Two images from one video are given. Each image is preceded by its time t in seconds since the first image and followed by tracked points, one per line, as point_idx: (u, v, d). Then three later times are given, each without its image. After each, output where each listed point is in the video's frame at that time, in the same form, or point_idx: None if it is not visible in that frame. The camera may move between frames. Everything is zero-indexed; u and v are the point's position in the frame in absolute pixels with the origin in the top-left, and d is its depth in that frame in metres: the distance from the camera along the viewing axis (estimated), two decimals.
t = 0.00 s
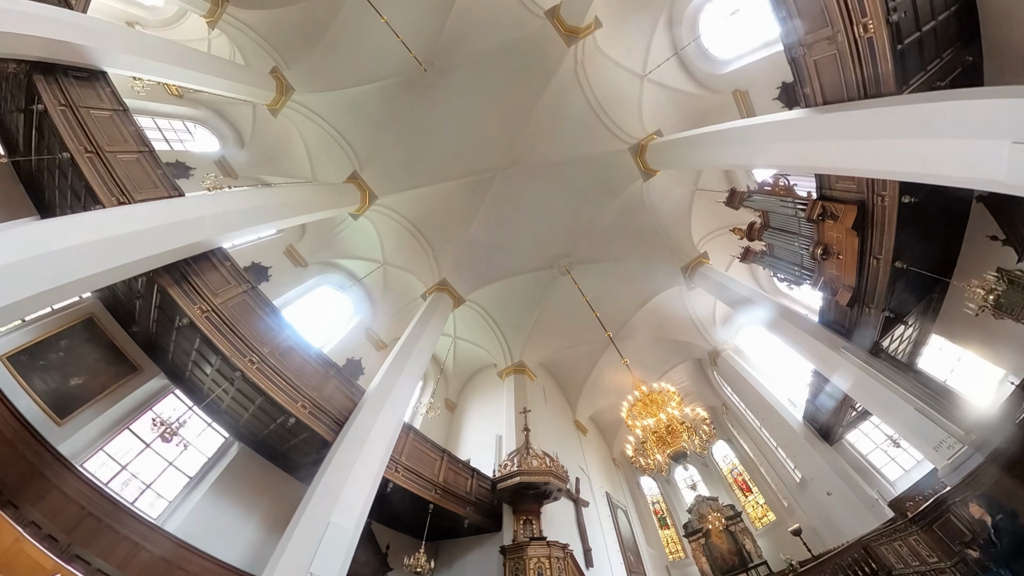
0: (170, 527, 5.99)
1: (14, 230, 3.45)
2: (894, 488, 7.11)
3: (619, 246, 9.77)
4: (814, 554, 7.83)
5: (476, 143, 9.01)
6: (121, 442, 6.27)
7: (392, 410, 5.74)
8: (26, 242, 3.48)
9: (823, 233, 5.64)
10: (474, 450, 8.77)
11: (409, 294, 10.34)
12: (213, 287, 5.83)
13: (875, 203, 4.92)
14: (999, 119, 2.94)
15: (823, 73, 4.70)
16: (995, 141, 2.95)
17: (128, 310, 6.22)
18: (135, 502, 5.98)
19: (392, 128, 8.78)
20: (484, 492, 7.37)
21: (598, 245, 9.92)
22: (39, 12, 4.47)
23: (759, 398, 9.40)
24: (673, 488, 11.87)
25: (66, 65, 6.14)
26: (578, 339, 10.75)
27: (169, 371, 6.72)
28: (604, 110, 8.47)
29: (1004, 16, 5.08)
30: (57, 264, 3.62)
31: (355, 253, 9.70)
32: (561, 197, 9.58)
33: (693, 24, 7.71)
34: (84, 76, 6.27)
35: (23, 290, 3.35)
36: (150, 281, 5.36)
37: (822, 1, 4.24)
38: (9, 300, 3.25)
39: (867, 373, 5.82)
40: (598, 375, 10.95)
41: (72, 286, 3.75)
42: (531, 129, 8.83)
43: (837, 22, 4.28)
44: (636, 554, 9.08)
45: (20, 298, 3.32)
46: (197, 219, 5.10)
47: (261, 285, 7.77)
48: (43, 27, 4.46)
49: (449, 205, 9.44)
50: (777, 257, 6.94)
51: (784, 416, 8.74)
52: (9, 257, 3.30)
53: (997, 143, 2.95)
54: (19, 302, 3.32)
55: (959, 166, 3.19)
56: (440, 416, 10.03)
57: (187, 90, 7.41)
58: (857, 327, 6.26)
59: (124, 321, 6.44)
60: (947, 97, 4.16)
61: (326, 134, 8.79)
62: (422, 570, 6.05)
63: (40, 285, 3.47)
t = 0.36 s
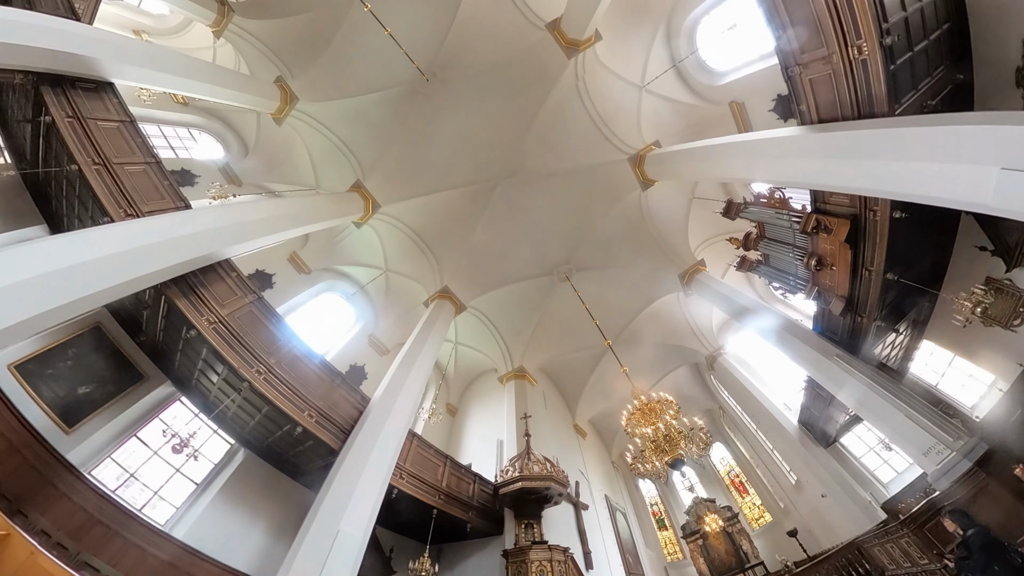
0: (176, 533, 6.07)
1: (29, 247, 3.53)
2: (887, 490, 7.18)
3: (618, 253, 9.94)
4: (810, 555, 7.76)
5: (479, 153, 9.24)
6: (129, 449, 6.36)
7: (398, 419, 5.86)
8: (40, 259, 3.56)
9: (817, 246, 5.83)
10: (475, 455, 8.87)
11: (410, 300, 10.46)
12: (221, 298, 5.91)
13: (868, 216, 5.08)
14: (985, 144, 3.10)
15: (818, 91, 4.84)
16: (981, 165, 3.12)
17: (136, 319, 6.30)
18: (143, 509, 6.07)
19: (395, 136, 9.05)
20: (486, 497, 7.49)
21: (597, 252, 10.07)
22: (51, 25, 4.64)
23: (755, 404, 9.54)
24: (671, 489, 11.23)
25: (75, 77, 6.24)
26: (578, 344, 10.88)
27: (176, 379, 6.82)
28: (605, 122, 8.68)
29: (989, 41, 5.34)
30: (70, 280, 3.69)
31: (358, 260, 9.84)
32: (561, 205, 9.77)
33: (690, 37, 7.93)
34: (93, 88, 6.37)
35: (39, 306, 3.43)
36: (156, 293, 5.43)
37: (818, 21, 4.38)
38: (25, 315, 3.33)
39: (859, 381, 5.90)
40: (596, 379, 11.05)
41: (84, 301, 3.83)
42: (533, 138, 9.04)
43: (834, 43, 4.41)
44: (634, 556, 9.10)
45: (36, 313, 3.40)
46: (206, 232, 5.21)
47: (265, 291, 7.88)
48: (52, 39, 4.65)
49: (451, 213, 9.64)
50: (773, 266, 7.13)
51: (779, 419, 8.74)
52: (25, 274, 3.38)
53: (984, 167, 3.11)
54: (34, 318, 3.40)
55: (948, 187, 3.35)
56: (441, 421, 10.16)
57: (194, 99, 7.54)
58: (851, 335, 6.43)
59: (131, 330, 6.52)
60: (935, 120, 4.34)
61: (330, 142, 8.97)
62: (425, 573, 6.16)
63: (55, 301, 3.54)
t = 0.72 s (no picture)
0: (188, 538, 6.21)
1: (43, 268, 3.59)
2: (880, 491, 7.49)
3: (618, 261, 10.15)
4: (805, 554, 7.96)
5: (483, 163, 9.50)
6: (142, 455, 6.48)
7: (407, 426, 6.02)
8: (53, 280, 3.61)
9: (811, 258, 6.11)
10: (479, 459, 9.07)
11: (414, 305, 10.63)
12: (233, 310, 6.04)
13: (859, 233, 5.37)
14: (971, 173, 3.32)
15: (815, 113, 5.06)
16: (965, 194, 3.35)
17: (148, 328, 6.41)
18: (155, 515, 6.19)
19: (401, 145, 9.30)
20: (491, 500, 7.68)
21: (597, 259, 10.27)
22: (52, 36, 4.77)
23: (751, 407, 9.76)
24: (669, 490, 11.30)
25: (88, 89, 6.36)
26: (579, 349, 11.07)
27: (187, 387, 6.94)
28: (606, 133, 8.91)
29: (977, 66, 5.62)
30: (84, 299, 3.75)
31: (363, 266, 10.03)
32: (563, 213, 9.98)
33: (690, 51, 8.22)
34: (105, 99, 6.47)
35: (54, 326, 3.49)
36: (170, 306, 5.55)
37: (814, 47, 4.61)
38: (41, 336, 3.39)
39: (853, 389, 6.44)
40: (596, 383, 11.23)
41: (98, 320, 3.89)
42: (536, 147, 9.25)
43: (829, 68, 4.63)
44: (634, 557, 9.24)
45: (52, 334, 3.46)
46: (221, 246, 5.34)
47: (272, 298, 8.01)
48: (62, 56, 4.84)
49: (455, 222, 9.90)
50: (768, 276, 7.42)
51: (776, 423, 9.04)
52: (40, 295, 3.44)
53: (969, 196, 3.34)
54: (50, 338, 3.46)
55: (937, 211, 3.56)
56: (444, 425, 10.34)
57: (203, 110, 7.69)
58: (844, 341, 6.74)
59: (143, 339, 6.64)
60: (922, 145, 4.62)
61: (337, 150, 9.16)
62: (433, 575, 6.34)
63: (75, 320, 3.65)
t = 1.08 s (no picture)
0: (197, 544, 6.27)
1: (51, 283, 3.59)
2: (876, 492, 7.42)
3: (619, 266, 10.32)
4: (802, 553, 8.17)
5: (485, 170, 9.71)
6: (149, 462, 6.53)
7: (415, 432, 6.12)
8: (69, 294, 3.67)
9: (809, 267, 6.35)
10: (483, 461, 9.20)
11: (417, 309, 10.74)
12: (241, 319, 6.09)
13: (856, 243, 5.51)
14: (963, 192, 3.47)
15: (814, 128, 5.22)
16: (958, 213, 3.49)
17: (156, 335, 6.45)
18: (163, 521, 6.24)
19: (404, 152, 9.49)
20: (495, 503, 7.79)
21: (598, 264, 10.42)
22: (55, 43, 4.79)
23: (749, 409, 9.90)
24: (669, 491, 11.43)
25: (96, 97, 6.41)
26: (580, 353, 11.20)
27: (194, 393, 6.99)
28: (607, 141, 9.09)
29: (968, 83, 5.86)
30: (91, 314, 3.76)
31: (367, 271, 10.19)
32: (564, 219, 10.13)
33: (689, 61, 8.42)
34: (113, 108, 6.52)
35: (64, 341, 3.51)
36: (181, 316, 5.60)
37: (815, 65, 4.77)
38: (49, 352, 3.40)
39: (847, 392, 6.71)
40: (597, 385, 11.35)
41: (105, 333, 3.90)
42: (539, 154, 9.42)
43: (829, 86, 4.79)
44: (635, 557, 9.35)
45: (59, 350, 3.47)
46: (230, 255, 5.39)
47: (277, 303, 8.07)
48: (72, 65, 4.88)
49: (458, 228, 10.06)
50: (767, 283, 7.67)
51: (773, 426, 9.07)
52: (48, 311, 3.45)
53: (962, 215, 3.48)
54: (62, 353, 3.50)
55: (933, 228, 3.70)
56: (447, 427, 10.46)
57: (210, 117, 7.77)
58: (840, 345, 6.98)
59: (151, 346, 6.68)
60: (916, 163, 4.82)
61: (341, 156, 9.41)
62: None
63: (89, 332, 3.72)
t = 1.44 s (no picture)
0: (206, 551, 6.34)
1: (65, 301, 3.65)
2: (873, 493, 7.53)
3: (620, 272, 10.47)
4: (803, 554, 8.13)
5: (488, 179, 9.88)
6: (158, 469, 6.59)
7: (424, 440, 6.21)
8: (85, 310, 3.75)
9: (806, 277, 6.56)
10: (486, 466, 9.31)
11: (420, 315, 10.86)
12: (251, 329, 6.16)
13: (852, 254, 5.75)
14: (955, 213, 3.63)
15: (812, 144, 5.39)
16: (950, 232, 3.64)
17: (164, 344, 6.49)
18: (173, 528, 6.31)
19: (408, 160, 9.71)
20: (500, 508, 7.91)
21: (599, 271, 10.58)
22: (64, 54, 4.88)
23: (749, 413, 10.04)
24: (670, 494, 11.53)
25: (106, 108, 6.48)
26: (581, 358, 11.33)
27: (202, 401, 7.05)
28: (609, 150, 9.27)
29: (958, 101, 6.10)
30: (105, 330, 3.82)
31: (371, 277, 10.31)
32: (566, 226, 10.29)
33: (689, 73, 8.58)
34: (123, 118, 6.59)
35: (81, 357, 3.60)
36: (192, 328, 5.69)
37: (814, 85, 4.94)
38: (63, 369, 3.47)
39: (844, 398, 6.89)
40: (599, 390, 11.47)
41: (118, 349, 3.96)
42: (542, 163, 9.62)
43: (827, 105, 4.96)
44: (637, 560, 9.43)
45: (74, 367, 3.54)
46: (241, 267, 5.48)
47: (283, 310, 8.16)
48: (82, 77, 4.96)
49: (462, 235, 10.23)
50: (765, 292, 7.88)
51: (771, 428, 9.26)
52: (63, 329, 3.51)
53: (952, 235, 3.64)
54: (78, 368, 3.59)
55: (926, 246, 3.85)
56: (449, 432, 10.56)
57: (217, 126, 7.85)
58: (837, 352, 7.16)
59: (160, 355, 6.74)
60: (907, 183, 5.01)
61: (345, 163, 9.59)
62: None
63: (105, 348, 3.80)
